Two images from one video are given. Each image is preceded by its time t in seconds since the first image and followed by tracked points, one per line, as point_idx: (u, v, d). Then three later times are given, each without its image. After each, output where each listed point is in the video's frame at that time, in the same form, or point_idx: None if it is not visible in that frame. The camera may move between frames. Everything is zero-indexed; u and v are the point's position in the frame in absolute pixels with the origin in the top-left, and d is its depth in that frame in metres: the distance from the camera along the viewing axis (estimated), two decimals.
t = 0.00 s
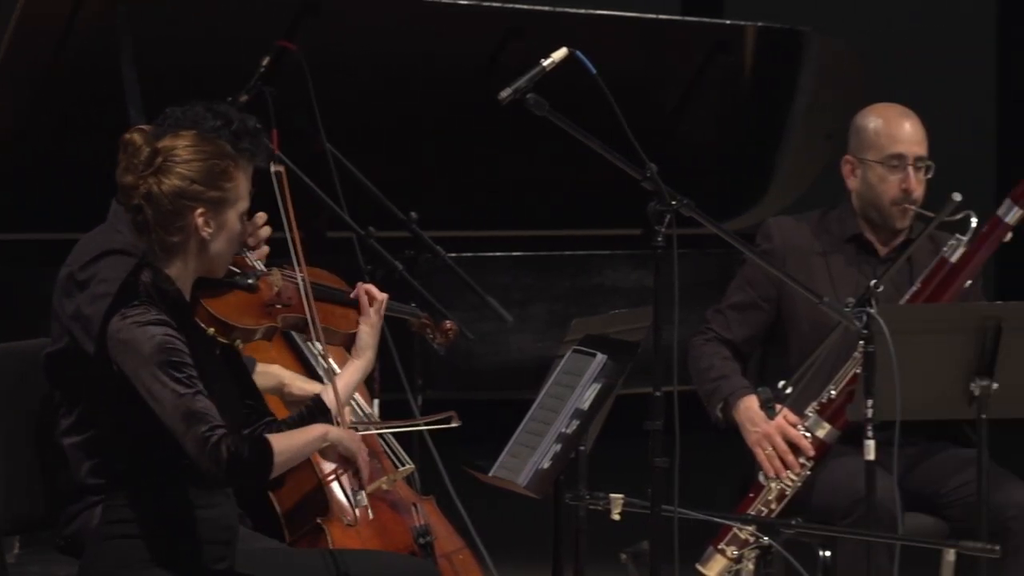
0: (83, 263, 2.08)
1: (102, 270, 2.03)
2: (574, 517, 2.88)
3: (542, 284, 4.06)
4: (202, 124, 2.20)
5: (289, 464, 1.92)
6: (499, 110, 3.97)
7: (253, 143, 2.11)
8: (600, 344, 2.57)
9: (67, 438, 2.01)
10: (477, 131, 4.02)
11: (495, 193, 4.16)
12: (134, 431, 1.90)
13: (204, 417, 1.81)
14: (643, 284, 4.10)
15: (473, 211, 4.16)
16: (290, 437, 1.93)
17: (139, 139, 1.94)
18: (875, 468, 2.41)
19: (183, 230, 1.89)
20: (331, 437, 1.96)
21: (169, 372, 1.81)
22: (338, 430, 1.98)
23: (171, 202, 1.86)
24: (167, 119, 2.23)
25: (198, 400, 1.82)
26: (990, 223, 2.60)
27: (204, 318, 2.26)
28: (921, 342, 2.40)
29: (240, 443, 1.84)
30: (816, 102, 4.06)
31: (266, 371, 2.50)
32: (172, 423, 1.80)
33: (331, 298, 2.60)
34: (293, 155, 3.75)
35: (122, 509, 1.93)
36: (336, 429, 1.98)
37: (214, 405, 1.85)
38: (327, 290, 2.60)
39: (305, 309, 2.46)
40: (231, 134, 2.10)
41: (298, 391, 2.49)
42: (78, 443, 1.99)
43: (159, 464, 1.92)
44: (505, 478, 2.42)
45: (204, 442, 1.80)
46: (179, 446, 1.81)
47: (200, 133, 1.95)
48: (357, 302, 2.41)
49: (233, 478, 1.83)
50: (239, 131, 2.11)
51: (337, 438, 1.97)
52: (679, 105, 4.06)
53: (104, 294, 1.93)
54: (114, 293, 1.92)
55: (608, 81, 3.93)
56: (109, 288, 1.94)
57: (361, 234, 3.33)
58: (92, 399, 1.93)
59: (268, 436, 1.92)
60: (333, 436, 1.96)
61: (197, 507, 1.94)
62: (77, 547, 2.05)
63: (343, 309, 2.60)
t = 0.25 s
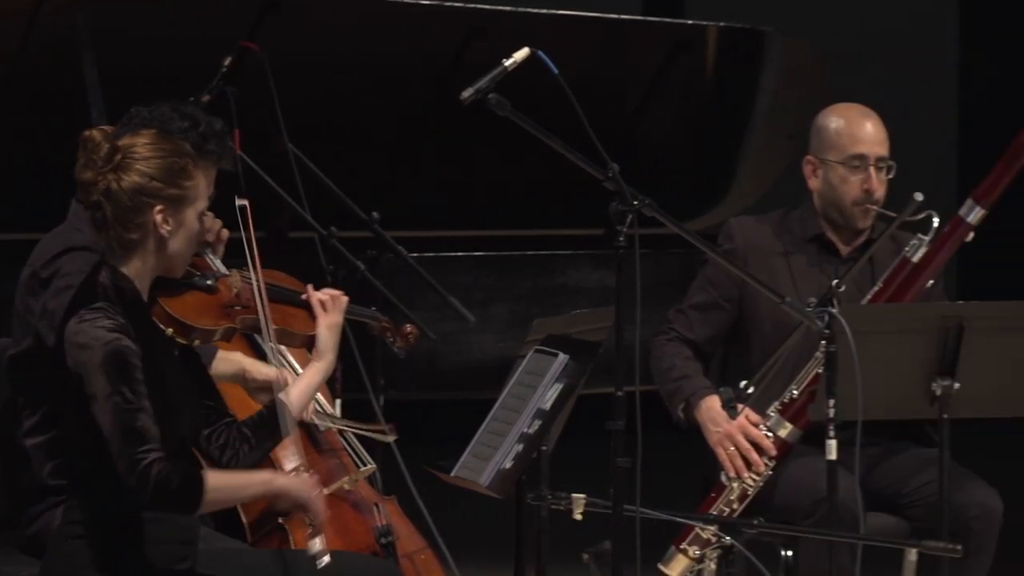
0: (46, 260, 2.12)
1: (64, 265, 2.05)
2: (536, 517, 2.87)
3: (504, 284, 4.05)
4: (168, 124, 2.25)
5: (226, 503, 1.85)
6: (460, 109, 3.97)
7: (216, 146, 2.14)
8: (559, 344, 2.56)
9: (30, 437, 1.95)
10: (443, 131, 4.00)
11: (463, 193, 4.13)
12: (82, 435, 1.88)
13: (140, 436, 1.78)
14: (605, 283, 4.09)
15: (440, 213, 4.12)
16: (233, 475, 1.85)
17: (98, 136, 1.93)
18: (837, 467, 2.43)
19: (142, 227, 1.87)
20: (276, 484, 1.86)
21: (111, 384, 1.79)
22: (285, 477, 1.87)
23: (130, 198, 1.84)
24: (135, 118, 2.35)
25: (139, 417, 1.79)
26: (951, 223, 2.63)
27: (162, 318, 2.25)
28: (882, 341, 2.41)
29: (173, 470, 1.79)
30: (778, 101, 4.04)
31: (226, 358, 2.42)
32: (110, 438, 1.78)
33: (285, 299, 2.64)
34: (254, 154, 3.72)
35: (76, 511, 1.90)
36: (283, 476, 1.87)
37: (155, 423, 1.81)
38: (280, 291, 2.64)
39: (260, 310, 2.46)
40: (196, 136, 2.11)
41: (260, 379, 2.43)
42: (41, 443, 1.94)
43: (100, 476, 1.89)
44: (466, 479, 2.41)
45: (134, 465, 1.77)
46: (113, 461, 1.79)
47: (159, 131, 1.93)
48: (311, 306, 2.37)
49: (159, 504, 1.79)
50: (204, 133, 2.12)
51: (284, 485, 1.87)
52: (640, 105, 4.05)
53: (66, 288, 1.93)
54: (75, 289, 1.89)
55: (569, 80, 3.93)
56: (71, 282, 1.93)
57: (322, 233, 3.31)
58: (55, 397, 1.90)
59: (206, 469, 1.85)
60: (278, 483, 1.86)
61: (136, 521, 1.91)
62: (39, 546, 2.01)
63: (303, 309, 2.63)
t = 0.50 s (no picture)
0: (10, 254, 2.18)
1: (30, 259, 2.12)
2: (499, 517, 2.86)
3: (467, 283, 4.04)
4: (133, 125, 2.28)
5: (152, 538, 1.88)
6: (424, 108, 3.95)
7: (180, 147, 2.18)
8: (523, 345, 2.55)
9: None
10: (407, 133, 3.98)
11: (427, 194, 4.10)
12: (37, 447, 1.83)
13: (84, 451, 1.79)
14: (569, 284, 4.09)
15: (405, 213, 4.11)
16: (166, 512, 1.89)
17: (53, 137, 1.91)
18: (800, 467, 2.42)
19: (102, 226, 1.86)
20: (205, 528, 1.90)
21: (65, 392, 1.78)
22: (216, 521, 1.91)
23: (89, 198, 1.83)
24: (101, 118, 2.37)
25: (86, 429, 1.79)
26: (914, 223, 2.65)
27: (123, 315, 2.24)
28: (845, 340, 2.42)
29: (111, 492, 1.81)
30: (742, 102, 4.05)
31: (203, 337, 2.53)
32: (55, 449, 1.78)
33: (249, 297, 2.62)
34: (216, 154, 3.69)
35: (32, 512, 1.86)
36: (213, 520, 1.92)
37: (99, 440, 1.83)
38: (245, 290, 2.61)
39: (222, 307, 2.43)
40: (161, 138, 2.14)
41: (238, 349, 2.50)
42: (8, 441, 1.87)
43: (55, 491, 1.80)
44: (429, 479, 2.40)
45: (76, 484, 1.79)
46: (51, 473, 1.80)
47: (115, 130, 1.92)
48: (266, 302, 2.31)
49: (96, 522, 1.80)
50: (168, 134, 2.16)
51: (213, 528, 1.91)
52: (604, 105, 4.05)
53: (30, 279, 2.00)
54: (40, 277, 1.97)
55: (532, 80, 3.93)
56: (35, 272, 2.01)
57: (286, 233, 3.29)
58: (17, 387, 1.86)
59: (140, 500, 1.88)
60: (208, 527, 1.90)
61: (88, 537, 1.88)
62: None
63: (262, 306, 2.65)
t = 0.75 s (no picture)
0: None
1: None
2: (465, 516, 2.86)
3: (433, 283, 4.02)
4: (96, 125, 2.30)
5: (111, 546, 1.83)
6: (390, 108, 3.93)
7: (145, 146, 2.23)
8: (489, 346, 2.55)
9: None
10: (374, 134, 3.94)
11: (392, 194, 4.08)
12: None
13: (45, 453, 1.77)
14: (534, 283, 4.09)
15: (371, 213, 4.10)
16: (128, 520, 1.83)
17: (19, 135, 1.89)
18: (766, 467, 2.43)
19: (64, 225, 1.84)
20: (167, 541, 1.84)
21: (28, 392, 1.76)
22: (180, 535, 1.86)
23: (50, 196, 1.81)
24: (69, 117, 2.35)
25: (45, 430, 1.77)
26: (880, 223, 2.68)
27: (85, 314, 2.21)
28: (811, 339, 2.42)
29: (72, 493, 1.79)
30: (707, 101, 4.06)
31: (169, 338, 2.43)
32: (13, 449, 1.75)
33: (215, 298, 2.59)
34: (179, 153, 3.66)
35: None
36: (177, 533, 1.86)
37: (61, 441, 1.80)
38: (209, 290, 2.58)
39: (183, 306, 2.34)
40: (125, 137, 2.20)
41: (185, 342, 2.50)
42: None
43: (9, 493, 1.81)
44: (395, 479, 2.40)
45: (36, 486, 1.76)
46: (9, 474, 1.77)
47: (81, 129, 1.90)
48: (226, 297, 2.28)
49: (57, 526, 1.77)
50: (133, 134, 2.22)
51: (177, 543, 1.86)
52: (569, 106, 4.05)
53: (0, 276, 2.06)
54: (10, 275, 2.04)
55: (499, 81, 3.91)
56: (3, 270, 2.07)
57: (251, 233, 3.26)
58: None
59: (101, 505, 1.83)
60: (171, 540, 1.84)
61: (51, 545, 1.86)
62: None
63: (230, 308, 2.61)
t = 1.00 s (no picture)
0: None
1: None
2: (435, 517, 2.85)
3: (402, 283, 4.01)
4: (66, 124, 2.29)
5: (99, 531, 1.86)
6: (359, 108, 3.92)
7: (114, 145, 2.18)
8: (459, 346, 2.54)
9: None
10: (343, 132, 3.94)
11: (363, 194, 4.06)
12: None
13: (17, 444, 1.75)
14: (503, 283, 4.09)
15: (342, 214, 4.06)
16: (117, 508, 1.86)
17: None
18: (735, 466, 2.45)
19: (32, 225, 1.85)
20: (160, 527, 1.87)
21: None
22: (171, 521, 1.88)
23: (20, 197, 1.83)
24: (34, 119, 2.34)
25: (15, 424, 1.75)
26: (850, 222, 2.68)
27: (53, 319, 2.21)
28: (779, 339, 2.43)
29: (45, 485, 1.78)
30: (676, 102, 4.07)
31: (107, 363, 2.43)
32: None
33: (187, 306, 2.57)
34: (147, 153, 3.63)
35: None
36: (169, 518, 1.88)
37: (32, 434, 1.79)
38: (181, 298, 2.57)
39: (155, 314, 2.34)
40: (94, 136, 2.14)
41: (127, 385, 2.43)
42: None
43: None
44: (364, 478, 2.39)
45: (10, 474, 1.74)
46: None
47: (55, 133, 1.92)
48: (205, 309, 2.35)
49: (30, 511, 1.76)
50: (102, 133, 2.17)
51: (170, 528, 1.88)
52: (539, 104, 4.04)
53: None
54: None
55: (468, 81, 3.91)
56: None
57: (220, 233, 3.24)
58: None
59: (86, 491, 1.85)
60: (163, 526, 1.87)
61: (18, 529, 1.86)
62: None
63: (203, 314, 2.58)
